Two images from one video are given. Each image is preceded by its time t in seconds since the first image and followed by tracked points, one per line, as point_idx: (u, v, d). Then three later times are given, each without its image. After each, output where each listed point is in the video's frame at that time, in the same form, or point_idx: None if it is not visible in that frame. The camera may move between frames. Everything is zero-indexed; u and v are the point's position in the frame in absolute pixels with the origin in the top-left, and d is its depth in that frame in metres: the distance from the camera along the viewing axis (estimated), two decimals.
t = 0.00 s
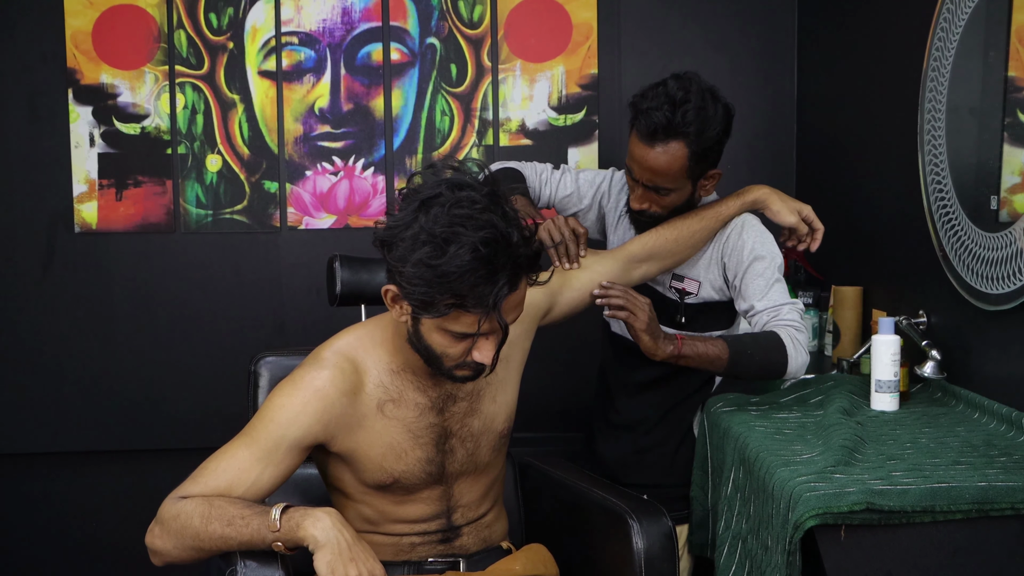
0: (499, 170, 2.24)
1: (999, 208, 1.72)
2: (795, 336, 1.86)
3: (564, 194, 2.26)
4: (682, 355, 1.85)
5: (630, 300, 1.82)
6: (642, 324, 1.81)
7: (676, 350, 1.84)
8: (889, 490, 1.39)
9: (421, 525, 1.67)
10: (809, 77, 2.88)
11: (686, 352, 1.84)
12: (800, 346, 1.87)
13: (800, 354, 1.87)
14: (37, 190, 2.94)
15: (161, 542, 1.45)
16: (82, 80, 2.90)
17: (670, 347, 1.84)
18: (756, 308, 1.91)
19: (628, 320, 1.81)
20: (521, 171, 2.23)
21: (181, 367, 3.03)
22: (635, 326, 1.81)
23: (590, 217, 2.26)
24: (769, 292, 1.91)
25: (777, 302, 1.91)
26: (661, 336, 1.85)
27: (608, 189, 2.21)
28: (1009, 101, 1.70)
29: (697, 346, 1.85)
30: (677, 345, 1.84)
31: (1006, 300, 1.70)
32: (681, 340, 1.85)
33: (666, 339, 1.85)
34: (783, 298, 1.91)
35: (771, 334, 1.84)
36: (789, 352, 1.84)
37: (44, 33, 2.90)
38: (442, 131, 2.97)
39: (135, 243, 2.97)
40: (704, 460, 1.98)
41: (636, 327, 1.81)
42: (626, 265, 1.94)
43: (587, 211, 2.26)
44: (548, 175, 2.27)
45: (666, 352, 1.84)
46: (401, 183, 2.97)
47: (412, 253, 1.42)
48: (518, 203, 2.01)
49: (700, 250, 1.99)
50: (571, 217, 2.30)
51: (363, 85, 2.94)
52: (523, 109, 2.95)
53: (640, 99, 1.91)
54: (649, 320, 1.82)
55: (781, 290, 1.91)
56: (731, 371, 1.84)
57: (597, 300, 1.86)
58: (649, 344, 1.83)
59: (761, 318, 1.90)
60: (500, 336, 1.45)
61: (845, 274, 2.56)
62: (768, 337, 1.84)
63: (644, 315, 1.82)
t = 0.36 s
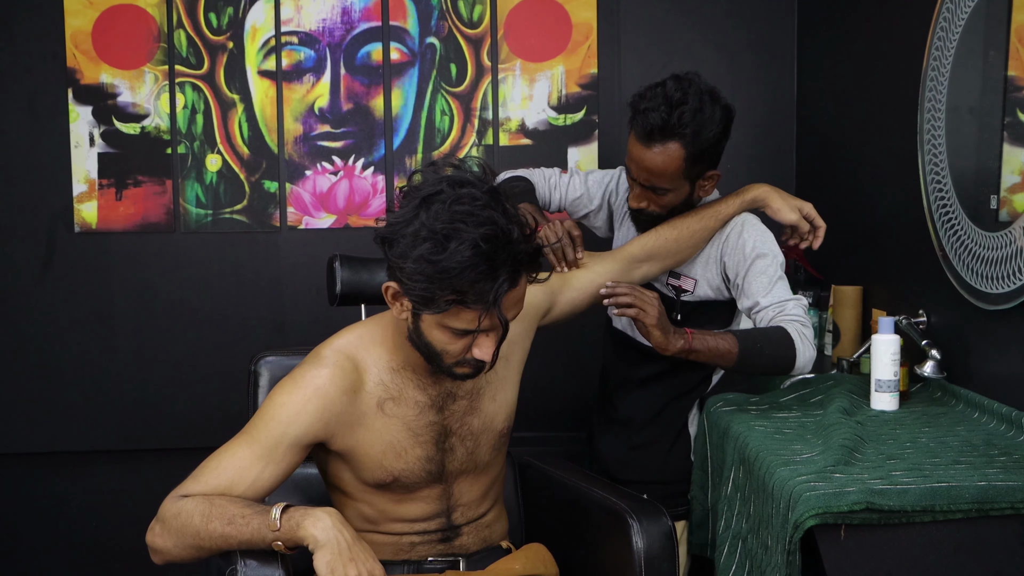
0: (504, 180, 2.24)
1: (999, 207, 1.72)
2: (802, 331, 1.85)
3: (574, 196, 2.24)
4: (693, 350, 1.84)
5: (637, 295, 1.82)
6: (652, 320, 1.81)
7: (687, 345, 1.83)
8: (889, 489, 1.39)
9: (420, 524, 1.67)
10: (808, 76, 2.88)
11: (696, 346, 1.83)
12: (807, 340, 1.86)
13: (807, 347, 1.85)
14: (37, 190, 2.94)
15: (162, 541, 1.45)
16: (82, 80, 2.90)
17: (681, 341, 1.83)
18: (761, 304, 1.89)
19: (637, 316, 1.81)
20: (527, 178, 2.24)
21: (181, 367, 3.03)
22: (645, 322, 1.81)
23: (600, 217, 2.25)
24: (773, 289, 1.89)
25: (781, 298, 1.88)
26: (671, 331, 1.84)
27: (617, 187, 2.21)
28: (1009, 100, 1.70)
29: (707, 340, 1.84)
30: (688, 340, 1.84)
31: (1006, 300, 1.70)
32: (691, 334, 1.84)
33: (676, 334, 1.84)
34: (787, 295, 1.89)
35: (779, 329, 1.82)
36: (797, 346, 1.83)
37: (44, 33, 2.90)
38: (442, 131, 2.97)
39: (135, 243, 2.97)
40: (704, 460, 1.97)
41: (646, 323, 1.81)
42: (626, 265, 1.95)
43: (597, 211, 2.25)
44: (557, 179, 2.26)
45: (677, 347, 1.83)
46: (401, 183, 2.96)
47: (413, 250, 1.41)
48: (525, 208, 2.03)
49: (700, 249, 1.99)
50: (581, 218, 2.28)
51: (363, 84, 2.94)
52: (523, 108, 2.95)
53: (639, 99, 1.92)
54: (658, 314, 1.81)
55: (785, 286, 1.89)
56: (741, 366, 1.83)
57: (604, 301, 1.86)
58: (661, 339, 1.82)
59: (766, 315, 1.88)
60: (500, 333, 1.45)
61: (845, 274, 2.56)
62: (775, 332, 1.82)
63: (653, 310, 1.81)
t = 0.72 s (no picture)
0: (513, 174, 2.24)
1: (999, 207, 1.72)
2: (805, 327, 1.85)
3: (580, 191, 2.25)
4: (699, 344, 1.81)
5: (640, 291, 1.79)
6: (656, 315, 1.78)
7: (692, 339, 1.81)
8: (890, 489, 1.39)
9: (421, 523, 1.67)
10: (809, 76, 2.88)
11: (703, 340, 1.81)
12: (810, 335, 1.85)
13: (811, 342, 1.85)
14: (37, 190, 2.94)
15: (162, 540, 1.45)
16: (82, 80, 2.90)
17: (686, 335, 1.80)
18: (762, 300, 1.88)
19: (642, 313, 1.78)
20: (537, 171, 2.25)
21: (181, 367, 3.02)
22: (648, 317, 1.78)
23: (606, 214, 2.24)
24: (773, 285, 1.88)
25: (782, 295, 1.88)
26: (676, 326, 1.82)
27: (622, 182, 2.21)
28: (1009, 100, 1.70)
29: (713, 335, 1.82)
30: (693, 334, 1.81)
31: (1005, 300, 1.70)
32: (696, 329, 1.81)
33: (681, 329, 1.81)
34: (787, 291, 1.89)
35: (783, 325, 1.82)
36: (800, 341, 1.82)
37: (44, 33, 2.90)
38: (442, 131, 2.97)
39: (135, 243, 2.97)
40: (703, 461, 1.97)
41: (651, 318, 1.78)
42: (623, 262, 1.95)
43: (603, 208, 2.25)
44: (566, 175, 2.29)
45: (682, 341, 1.80)
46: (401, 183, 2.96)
47: (413, 246, 1.41)
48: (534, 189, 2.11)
49: (698, 246, 1.99)
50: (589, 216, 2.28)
51: (363, 84, 2.94)
52: (523, 108, 2.95)
53: (637, 95, 1.93)
54: (662, 309, 1.79)
55: (784, 283, 1.89)
56: (746, 361, 1.81)
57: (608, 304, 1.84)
58: (666, 333, 1.79)
59: (767, 311, 1.87)
60: (500, 329, 1.45)
61: (845, 274, 2.56)
62: (780, 327, 1.81)
63: (656, 305, 1.79)
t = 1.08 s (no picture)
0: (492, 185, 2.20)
1: (999, 208, 1.72)
2: (793, 335, 1.86)
3: (567, 198, 2.26)
4: (689, 351, 1.82)
5: (628, 301, 1.80)
6: (646, 326, 1.78)
7: (682, 346, 1.82)
8: (888, 490, 1.39)
9: (419, 526, 1.67)
10: (808, 77, 2.88)
11: (693, 347, 1.82)
12: (798, 343, 1.87)
13: (798, 350, 1.87)
14: (37, 191, 2.94)
15: (160, 543, 1.45)
16: (82, 81, 2.90)
17: (677, 343, 1.81)
18: (754, 305, 1.89)
19: (633, 324, 1.78)
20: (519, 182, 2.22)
21: (180, 368, 3.02)
22: (640, 328, 1.78)
23: (594, 220, 2.26)
24: (766, 291, 1.90)
25: (775, 300, 1.89)
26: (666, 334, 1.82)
27: (609, 188, 2.23)
28: (1009, 101, 1.70)
29: (703, 341, 1.83)
30: (683, 342, 1.82)
31: (1005, 301, 1.70)
32: (686, 336, 1.82)
33: (671, 336, 1.82)
34: (780, 297, 1.90)
35: (772, 332, 1.83)
36: (788, 349, 1.84)
37: (45, 34, 2.90)
38: (442, 132, 2.97)
39: (135, 243, 2.97)
40: (703, 462, 1.97)
41: (641, 329, 1.79)
42: (622, 265, 1.94)
43: (590, 215, 2.26)
44: (551, 183, 2.29)
45: (673, 349, 1.81)
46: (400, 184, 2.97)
47: (403, 250, 1.42)
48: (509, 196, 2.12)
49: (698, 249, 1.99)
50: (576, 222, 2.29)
51: (362, 85, 2.94)
52: (523, 109, 2.95)
53: (643, 89, 1.94)
54: (653, 318, 1.79)
55: (778, 288, 1.90)
56: (736, 367, 1.82)
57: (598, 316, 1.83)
58: (657, 342, 1.80)
59: (758, 316, 1.89)
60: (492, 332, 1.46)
61: (845, 275, 2.56)
62: (770, 334, 1.83)
63: (647, 315, 1.79)
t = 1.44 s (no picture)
0: (496, 149, 2.09)
1: (999, 209, 1.72)
2: (799, 333, 1.87)
3: (568, 179, 2.18)
4: (696, 353, 1.81)
5: (634, 305, 1.79)
6: (653, 329, 1.78)
7: (689, 348, 1.80)
8: (888, 492, 1.39)
9: (419, 528, 1.67)
10: (808, 79, 2.88)
11: (700, 349, 1.80)
12: (804, 343, 1.87)
13: (804, 350, 1.87)
14: (37, 193, 2.94)
15: (160, 545, 1.45)
16: (82, 82, 2.90)
17: (683, 345, 1.80)
18: (759, 305, 1.91)
19: (639, 328, 1.78)
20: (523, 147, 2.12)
21: (180, 370, 3.02)
22: (646, 332, 1.77)
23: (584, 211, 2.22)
24: (771, 290, 1.91)
25: (779, 300, 1.91)
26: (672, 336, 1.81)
27: (612, 189, 2.19)
28: (1009, 102, 1.70)
29: (709, 344, 1.82)
30: (689, 344, 1.81)
31: (1005, 303, 1.70)
32: (693, 338, 1.81)
33: (677, 339, 1.81)
34: (785, 297, 1.92)
35: (776, 332, 1.84)
36: (795, 348, 1.85)
37: (44, 36, 2.90)
38: (442, 134, 2.97)
39: (134, 245, 2.97)
40: (703, 464, 1.97)
41: (648, 333, 1.78)
42: (628, 268, 1.94)
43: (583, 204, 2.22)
44: (556, 156, 2.18)
45: (680, 351, 1.80)
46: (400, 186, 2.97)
47: (406, 256, 1.42)
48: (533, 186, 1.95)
49: (705, 251, 1.99)
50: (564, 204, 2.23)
51: (362, 87, 2.94)
52: (523, 111, 2.95)
53: (649, 90, 1.93)
54: (658, 321, 1.78)
55: (782, 288, 1.92)
56: (743, 370, 1.81)
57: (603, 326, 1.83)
58: (663, 344, 1.79)
59: (763, 316, 1.90)
60: (495, 339, 1.47)
61: (845, 277, 2.56)
62: (774, 334, 1.84)
63: (653, 319, 1.78)
